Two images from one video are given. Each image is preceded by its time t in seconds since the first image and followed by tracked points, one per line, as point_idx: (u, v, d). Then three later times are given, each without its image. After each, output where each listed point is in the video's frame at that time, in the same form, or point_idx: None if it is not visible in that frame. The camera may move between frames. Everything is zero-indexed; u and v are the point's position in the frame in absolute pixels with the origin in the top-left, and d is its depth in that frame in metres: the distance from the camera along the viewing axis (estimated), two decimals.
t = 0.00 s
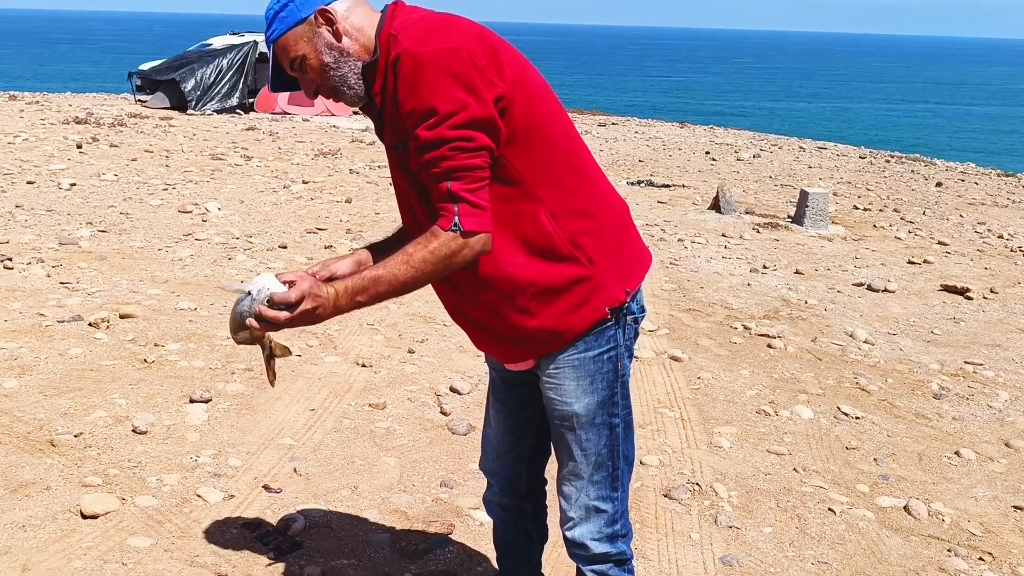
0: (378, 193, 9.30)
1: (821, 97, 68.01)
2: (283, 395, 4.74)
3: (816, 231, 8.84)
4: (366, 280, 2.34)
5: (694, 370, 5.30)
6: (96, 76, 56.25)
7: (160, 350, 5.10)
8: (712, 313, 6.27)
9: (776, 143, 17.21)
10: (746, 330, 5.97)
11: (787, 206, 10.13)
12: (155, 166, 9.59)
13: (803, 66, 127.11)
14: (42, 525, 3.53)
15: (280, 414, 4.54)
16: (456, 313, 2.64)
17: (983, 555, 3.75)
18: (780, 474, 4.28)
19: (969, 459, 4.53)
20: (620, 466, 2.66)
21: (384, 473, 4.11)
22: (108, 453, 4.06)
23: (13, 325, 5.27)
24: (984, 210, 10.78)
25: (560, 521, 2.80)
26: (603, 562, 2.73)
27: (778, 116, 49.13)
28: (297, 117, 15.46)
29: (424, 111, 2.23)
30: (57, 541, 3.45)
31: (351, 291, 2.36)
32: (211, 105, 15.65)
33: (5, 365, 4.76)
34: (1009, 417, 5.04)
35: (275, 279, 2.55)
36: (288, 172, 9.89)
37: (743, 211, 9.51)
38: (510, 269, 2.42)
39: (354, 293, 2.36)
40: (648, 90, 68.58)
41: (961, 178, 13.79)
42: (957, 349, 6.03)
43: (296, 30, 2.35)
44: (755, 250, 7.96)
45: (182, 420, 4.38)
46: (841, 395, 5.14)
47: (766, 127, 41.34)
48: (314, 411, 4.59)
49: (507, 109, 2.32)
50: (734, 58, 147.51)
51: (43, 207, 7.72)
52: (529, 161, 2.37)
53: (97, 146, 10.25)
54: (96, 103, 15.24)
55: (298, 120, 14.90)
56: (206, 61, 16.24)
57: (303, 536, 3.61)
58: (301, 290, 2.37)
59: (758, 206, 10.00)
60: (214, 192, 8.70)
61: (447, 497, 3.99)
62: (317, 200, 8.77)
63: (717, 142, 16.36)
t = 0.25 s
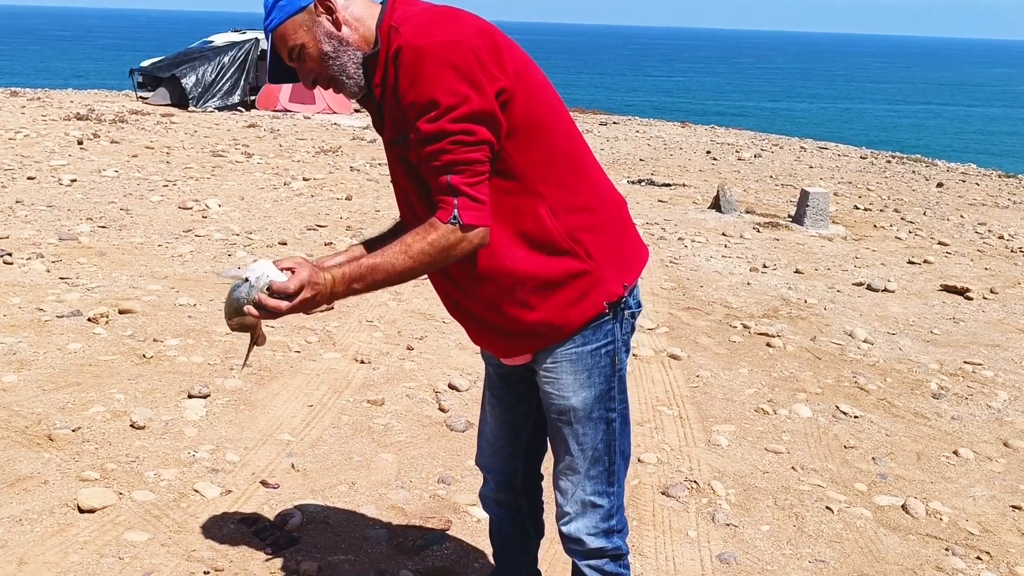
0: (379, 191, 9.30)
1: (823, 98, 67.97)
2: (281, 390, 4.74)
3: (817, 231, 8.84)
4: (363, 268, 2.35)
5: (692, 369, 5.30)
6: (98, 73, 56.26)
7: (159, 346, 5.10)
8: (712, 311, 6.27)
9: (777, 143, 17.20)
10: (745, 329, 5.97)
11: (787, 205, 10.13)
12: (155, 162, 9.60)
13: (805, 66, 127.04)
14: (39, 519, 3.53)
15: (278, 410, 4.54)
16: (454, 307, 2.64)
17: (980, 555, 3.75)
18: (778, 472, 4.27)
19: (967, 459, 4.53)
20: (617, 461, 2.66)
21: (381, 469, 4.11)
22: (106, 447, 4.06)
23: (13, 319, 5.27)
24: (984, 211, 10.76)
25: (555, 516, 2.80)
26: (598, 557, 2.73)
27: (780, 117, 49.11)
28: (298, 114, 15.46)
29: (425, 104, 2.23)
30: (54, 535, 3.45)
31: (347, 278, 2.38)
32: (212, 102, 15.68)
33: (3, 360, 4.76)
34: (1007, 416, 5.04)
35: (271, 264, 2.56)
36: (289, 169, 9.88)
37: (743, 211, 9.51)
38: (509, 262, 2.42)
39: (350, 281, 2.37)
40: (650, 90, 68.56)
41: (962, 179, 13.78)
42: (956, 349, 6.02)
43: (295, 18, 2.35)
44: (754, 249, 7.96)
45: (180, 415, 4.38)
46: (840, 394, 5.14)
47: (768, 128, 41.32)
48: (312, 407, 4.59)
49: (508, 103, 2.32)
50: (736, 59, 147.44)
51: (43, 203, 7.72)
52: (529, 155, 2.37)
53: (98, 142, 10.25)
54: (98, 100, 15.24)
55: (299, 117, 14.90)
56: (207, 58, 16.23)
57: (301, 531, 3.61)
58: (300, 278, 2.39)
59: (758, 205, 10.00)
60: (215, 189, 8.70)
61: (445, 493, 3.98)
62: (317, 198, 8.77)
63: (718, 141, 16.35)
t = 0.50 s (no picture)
0: (381, 187, 9.30)
1: (826, 97, 67.89)
2: (282, 385, 4.74)
3: (818, 230, 8.84)
4: (365, 264, 2.32)
5: (693, 367, 5.30)
6: (101, 67, 56.27)
7: (160, 340, 5.10)
8: (713, 310, 6.27)
9: (780, 142, 17.19)
10: (746, 327, 5.97)
11: (789, 204, 10.12)
12: (158, 156, 9.60)
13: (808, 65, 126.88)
14: (39, 511, 3.54)
15: (279, 405, 4.55)
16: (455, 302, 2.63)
17: (980, 555, 3.75)
18: (778, 471, 4.28)
19: (968, 459, 4.53)
20: (619, 455, 2.67)
21: (382, 465, 4.12)
22: (107, 441, 4.07)
23: (14, 313, 5.27)
24: (987, 212, 10.75)
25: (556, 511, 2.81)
26: (600, 551, 2.73)
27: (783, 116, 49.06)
28: (301, 110, 15.45)
29: (427, 98, 2.22)
30: (55, 528, 3.45)
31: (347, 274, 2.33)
32: (215, 96, 15.70)
33: (4, 353, 4.77)
34: (1008, 417, 5.04)
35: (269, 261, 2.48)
36: (291, 165, 9.88)
37: (746, 209, 9.50)
38: (511, 256, 2.42)
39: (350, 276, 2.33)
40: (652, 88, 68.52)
41: (965, 179, 13.77)
42: (958, 350, 6.02)
43: (298, 13, 2.33)
44: (756, 248, 7.96)
45: (181, 409, 4.39)
46: (840, 394, 5.14)
47: (770, 127, 41.28)
48: (313, 403, 4.59)
49: (511, 97, 2.32)
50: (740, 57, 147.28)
51: (45, 196, 7.73)
52: (532, 148, 2.37)
53: (101, 136, 10.25)
54: (100, 94, 15.24)
55: (301, 113, 14.89)
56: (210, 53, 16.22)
57: (301, 526, 3.62)
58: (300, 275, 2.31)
59: (760, 204, 9.99)
60: (217, 183, 8.70)
61: (445, 489, 3.99)
62: (319, 193, 8.77)
63: (721, 140, 16.33)
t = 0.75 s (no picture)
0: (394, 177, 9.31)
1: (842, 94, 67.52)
2: (293, 372, 4.76)
3: (831, 228, 8.81)
4: (367, 256, 2.37)
5: (703, 363, 5.30)
6: (116, 51, 56.41)
7: (173, 325, 5.13)
8: (724, 306, 6.26)
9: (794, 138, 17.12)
10: (757, 324, 5.97)
11: (802, 202, 10.09)
12: (172, 142, 9.63)
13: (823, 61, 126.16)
14: (52, 492, 3.57)
15: (290, 392, 4.57)
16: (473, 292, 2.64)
17: (987, 557, 3.74)
18: (787, 468, 4.28)
19: (977, 461, 4.52)
20: (635, 447, 2.68)
21: (392, 453, 4.14)
22: (120, 424, 4.10)
23: (29, 295, 5.31)
24: (1001, 213, 10.70)
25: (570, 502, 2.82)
26: (612, 543, 2.75)
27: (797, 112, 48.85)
28: (315, 97, 15.47)
29: (446, 91, 2.23)
30: (68, 509, 3.49)
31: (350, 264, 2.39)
32: (232, 82, 15.74)
33: (19, 335, 4.80)
34: (1019, 419, 5.02)
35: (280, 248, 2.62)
36: (305, 152, 9.90)
37: (758, 206, 9.48)
38: (526, 247, 2.43)
39: (354, 266, 2.39)
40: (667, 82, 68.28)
41: (980, 179, 13.69)
42: (969, 351, 6.00)
43: None
44: (768, 245, 7.94)
45: (193, 395, 4.42)
46: (850, 392, 5.14)
47: (784, 123, 41.11)
48: (324, 390, 4.62)
49: (531, 89, 2.33)
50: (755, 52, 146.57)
51: (60, 179, 7.77)
52: (552, 141, 2.38)
53: (116, 121, 10.29)
54: (116, 78, 15.29)
55: (315, 101, 14.91)
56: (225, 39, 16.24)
57: (311, 513, 3.64)
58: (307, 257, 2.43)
59: (773, 201, 9.97)
60: (230, 170, 8.73)
61: (454, 479, 4.01)
62: (332, 181, 8.78)
63: (735, 135, 16.28)
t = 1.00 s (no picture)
0: (419, 170, 9.34)
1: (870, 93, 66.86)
2: (319, 365, 4.80)
3: (859, 228, 8.74)
4: (392, 247, 2.35)
5: (728, 362, 5.28)
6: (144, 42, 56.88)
7: (201, 316, 5.18)
8: (749, 305, 6.24)
9: (822, 137, 16.99)
10: (782, 324, 5.93)
11: (830, 201, 10.02)
12: (200, 133, 9.71)
13: (852, 59, 124.96)
14: (82, 479, 3.62)
15: (316, 384, 4.60)
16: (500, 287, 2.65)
17: (1014, 563, 3.71)
18: (811, 470, 4.26)
19: (1004, 466, 4.48)
20: (659, 446, 2.68)
21: (416, 447, 4.16)
22: (148, 413, 4.15)
23: (60, 284, 5.38)
24: None
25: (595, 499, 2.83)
26: (636, 541, 2.75)
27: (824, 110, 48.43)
28: (341, 90, 15.53)
29: (475, 87, 2.23)
30: (97, 496, 3.53)
31: (376, 254, 2.37)
32: (262, 74, 15.85)
33: (50, 323, 4.87)
34: None
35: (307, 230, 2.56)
36: (331, 145, 9.95)
37: (785, 205, 9.42)
38: (553, 243, 2.44)
39: (380, 257, 2.37)
40: (693, 78, 67.89)
41: (1011, 181, 13.53)
42: (998, 354, 5.94)
43: None
44: (795, 244, 7.90)
45: (220, 385, 4.46)
46: (877, 394, 5.10)
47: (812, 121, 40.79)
48: (349, 383, 4.65)
49: (560, 86, 2.32)
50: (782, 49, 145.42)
51: (90, 169, 7.85)
52: (581, 139, 2.38)
53: (145, 112, 10.38)
54: (146, 69, 15.43)
55: (342, 93, 14.97)
56: (254, 31, 16.33)
57: (335, 504, 3.67)
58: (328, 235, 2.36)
59: (800, 200, 9.90)
60: (258, 162, 8.79)
61: (478, 474, 4.02)
62: (358, 174, 8.82)
63: (762, 133, 16.18)
